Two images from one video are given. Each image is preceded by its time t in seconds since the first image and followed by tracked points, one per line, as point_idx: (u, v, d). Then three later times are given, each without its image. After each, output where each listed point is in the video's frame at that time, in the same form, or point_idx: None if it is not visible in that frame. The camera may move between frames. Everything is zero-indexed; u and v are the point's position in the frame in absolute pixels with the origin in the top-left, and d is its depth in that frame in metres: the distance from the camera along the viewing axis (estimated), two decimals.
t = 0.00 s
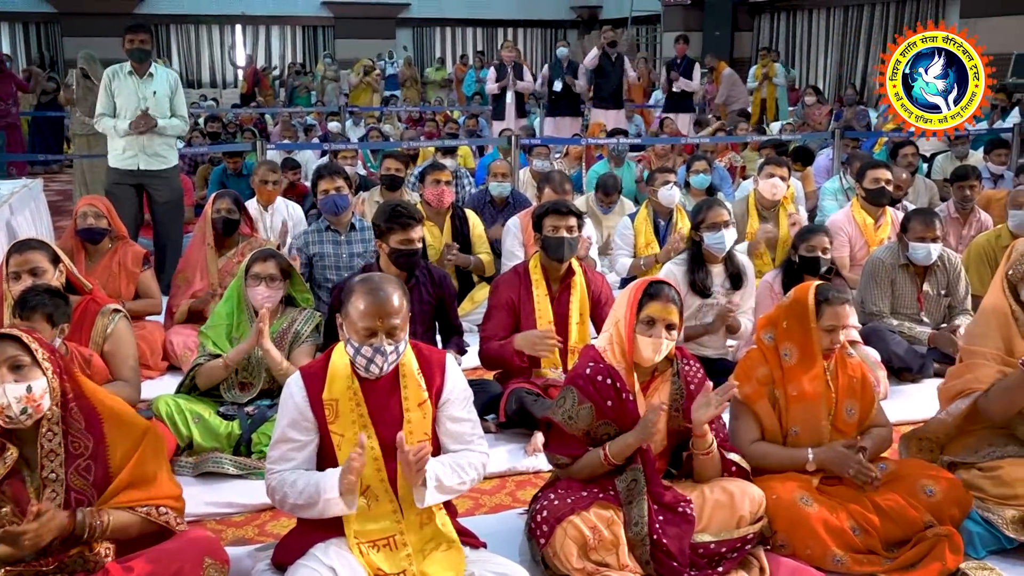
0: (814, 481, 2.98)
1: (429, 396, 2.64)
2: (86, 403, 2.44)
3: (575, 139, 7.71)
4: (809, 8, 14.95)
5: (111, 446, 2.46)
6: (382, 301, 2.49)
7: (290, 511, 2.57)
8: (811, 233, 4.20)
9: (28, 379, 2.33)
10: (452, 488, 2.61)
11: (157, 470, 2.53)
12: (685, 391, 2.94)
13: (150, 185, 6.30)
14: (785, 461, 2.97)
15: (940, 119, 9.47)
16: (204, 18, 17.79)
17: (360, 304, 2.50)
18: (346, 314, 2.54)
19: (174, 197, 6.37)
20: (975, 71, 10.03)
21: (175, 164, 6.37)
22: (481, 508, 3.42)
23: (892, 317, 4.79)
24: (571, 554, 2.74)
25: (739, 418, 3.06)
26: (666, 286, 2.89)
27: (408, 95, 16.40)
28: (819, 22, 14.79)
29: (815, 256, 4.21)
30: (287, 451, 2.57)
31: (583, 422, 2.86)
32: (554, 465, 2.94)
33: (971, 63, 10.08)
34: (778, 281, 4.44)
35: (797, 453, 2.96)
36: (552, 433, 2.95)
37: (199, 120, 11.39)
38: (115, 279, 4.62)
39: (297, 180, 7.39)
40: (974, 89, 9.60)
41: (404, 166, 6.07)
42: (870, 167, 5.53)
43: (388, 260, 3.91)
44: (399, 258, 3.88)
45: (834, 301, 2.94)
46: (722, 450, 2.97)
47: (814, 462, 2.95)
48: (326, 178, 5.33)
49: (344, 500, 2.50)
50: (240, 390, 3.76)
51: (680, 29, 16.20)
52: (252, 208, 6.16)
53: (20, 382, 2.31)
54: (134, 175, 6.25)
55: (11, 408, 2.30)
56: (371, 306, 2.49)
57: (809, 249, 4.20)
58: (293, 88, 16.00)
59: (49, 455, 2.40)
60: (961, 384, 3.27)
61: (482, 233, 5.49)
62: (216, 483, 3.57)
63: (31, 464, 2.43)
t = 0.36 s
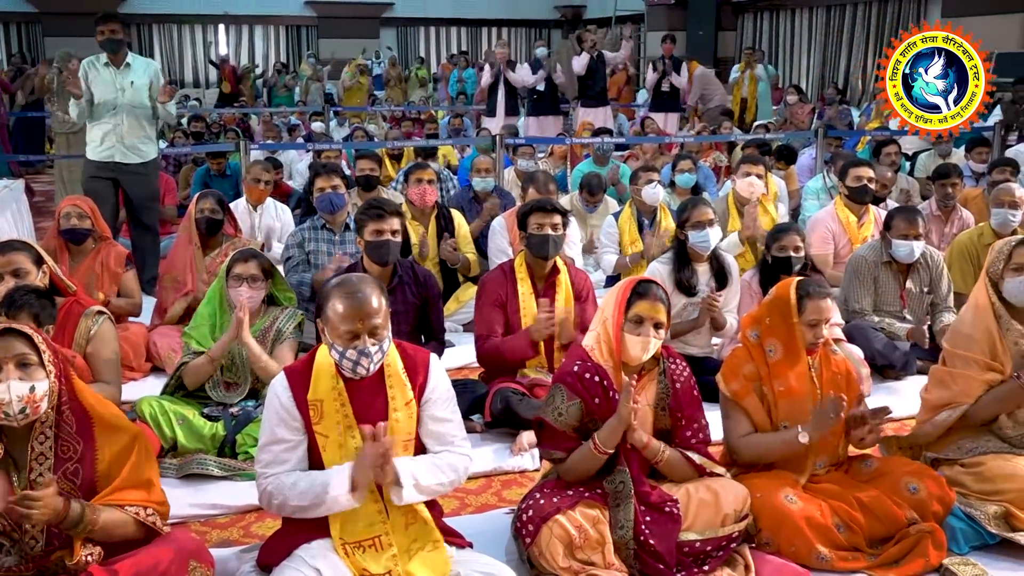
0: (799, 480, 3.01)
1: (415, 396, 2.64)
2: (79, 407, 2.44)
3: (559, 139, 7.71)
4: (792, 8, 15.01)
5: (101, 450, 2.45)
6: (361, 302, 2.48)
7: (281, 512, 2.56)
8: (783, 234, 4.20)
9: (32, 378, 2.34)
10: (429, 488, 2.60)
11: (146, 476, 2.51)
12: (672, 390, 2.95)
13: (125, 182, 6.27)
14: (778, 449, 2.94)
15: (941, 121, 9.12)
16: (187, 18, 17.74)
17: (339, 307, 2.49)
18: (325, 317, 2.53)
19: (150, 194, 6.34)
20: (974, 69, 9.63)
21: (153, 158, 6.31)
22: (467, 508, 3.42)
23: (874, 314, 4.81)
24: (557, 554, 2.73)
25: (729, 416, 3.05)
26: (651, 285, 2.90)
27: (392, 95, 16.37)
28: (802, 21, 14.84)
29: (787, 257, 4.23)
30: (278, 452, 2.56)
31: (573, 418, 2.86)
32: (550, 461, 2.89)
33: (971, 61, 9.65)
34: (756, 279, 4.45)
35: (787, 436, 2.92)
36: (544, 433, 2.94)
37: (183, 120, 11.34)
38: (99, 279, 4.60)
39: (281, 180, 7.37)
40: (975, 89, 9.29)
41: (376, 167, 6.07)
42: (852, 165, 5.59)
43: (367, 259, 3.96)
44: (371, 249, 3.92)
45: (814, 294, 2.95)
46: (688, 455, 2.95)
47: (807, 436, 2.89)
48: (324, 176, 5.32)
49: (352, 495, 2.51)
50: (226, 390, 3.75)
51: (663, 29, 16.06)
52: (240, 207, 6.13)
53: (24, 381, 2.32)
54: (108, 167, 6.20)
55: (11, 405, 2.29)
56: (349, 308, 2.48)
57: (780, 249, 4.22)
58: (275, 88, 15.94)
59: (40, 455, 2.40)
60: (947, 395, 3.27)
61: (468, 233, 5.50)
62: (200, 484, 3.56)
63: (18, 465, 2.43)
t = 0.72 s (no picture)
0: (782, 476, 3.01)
1: (398, 395, 2.62)
2: (106, 407, 2.46)
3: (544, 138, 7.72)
4: (775, 7, 15.08)
5: (123, 450, 2.46)
6: (329, 311, 2.44)
7: (271, 513, 2.56)
8: (758, 232, 4.24)
9: (80, 375, 2.36)
10: (409, 481, 2.57)
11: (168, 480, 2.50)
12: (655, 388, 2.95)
13: (91, 186, 6.27)
14: (755, 454, 2.98)
15: (940, 120, 9.15)
16: (169, 17, 17.67)
17: (307, 316, 2.45)
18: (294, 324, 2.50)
19: (117, 198, 6.35)
20: (976, 69, 9.72)
21: (118, 163, 6.30)
22: (453, 507, 3.42)
23: (858, 313, 4.82)
24: (543, 552, 2.74)
25: (712, 413, 3.08)
26: (630, 284, 2.90)
27: (376, 94, 16.34)
28: (786, 20, 14.93)
29: (764, 253, 4.26)
30: (266, 453, 2.55)
31: (555, 422, 2.87)
32: (528, 464, 2.94)
33: (972, 60, 9.81)
34: (734, 279, 4.54)
35: (770, 444, 2.97)
36: (525, 434, 2.96)
37: (166, 119, 11.27)
38: (81, 279, 4.57)
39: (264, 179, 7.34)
40: (976, 89, 9.23)
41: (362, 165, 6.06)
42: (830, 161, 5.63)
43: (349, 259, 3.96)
44: (351, 248, 3.93)
45: (799, 294, 2.96)
46: (687, 448, 2.97)
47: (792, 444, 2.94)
48: (303, 176, 5.24)
49: (346, 479, 2.49)
50: (207, 390, 3.73)
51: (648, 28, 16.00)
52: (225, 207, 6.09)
53: (75, 377, 2.35)
54: (71, 177, 6.21)
55: (63, 400, 2.32)
56: (318, 316, 2.44)
57: (757, 246, 4.26)
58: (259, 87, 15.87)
59: (65, 449, 2.41)
60: (925, 391, 3.32)
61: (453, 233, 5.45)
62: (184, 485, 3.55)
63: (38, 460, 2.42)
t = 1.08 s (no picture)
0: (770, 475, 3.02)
1: (383, 395, 2.61)
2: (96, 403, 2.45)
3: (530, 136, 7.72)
4: (760, 6, 15.11)
5: (114, 446, 2.47)
6: (308, 313, 2.42)
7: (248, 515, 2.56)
8: (753, 230, 4.26)
9: (77, 381, 2.33)
10: (409, 490, 2.58)
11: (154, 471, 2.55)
12: (643, 387, 2.95)
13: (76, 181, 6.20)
14: (755, 458, 2.98)
15: (941, 121, 8.87)
16: (154, 15, 17.57)
17: (286, 318, 2.44)
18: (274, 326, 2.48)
19: (103, 192, 6.27)
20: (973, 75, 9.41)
21: (102, 154, 6.23)
22: (440, 506, 3.42)
23: (844, 310, 4.85)
24: (531, 551, 2.74)
25: (706, 412, 3.08)
26: (624, 284, 2.89)
27: (362, 93, 16.29)
28: (771, 20, 14.97)
29: (758, 253, 4.27)
30: (246, 455, 2.55)
31: (541, 419, 2.86)
32: (513, 462, 2.95)
33: (969, 64, 9.52)
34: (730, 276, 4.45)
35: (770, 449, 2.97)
36: (512, 432, 2.95)
37: (151, 119, 11.21)
38: (66, 279, 4.55)
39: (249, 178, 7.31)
40: (974, 90, 8.96)
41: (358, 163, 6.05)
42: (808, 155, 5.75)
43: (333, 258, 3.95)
44: (335, 247, 3.91)
45: (788, 295, 2.95)
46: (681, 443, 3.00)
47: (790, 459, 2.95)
48: (277, 176, 5.31)
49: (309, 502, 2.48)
50: (197, 391, 3.73)
51: (633, 27, 16.06)
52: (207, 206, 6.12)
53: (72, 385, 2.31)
54: (54, 168, 6.17)
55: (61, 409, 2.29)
56: (297, 318, 2.42)
57: (751, 245, 4.27)
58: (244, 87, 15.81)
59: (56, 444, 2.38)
60: (922, 375, 3.29)
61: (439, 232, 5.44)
62: (169, 485, 3.54)
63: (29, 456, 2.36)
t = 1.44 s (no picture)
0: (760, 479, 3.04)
1: (370, 398, 2.61)
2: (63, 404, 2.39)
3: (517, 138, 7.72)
4: (747, 8, 15.14)
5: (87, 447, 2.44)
6: (291, 313, 2.41)
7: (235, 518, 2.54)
8: (752, 231, 4.12)
9: (42, 408, 2.30)
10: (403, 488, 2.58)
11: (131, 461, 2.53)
12: (630, 388, 2.96)
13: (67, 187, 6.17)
14: (743, 472, 3.00)
15: (938, 121, 8.77)
16: (139, 17, 17.48)
17: (270, 319, 2.43)
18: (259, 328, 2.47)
19: (105, 198, 6.26)
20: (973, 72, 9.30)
21: (107, 162, 6.25)
22: (427, 509, 3.42)
23: (830, 311, 4.87)
24: (518, 553, 2.74)
25: (700, 425, 3.07)
26: (612, 287, 2.88)
27: (349, 95, 16.26)
28: (757, 21, 15.00)
29: (755, 254, 4.13)
30: (233, 459, 2.54)
31: (532, 421, 2.87)
32: (505, 464, 2.94)
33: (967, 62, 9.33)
34: (722, 277, 4.41)
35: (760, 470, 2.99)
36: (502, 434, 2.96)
37: (136, 122, 11.14)
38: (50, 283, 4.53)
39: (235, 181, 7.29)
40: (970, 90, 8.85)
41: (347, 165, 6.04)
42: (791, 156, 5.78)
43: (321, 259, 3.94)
44: (323, 247, 3.91)
45: (790, 313, 2.93)
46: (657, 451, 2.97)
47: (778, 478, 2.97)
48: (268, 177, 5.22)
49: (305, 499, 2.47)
50: (182, 393, 3.69)
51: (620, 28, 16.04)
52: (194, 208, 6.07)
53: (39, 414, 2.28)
54: (58, 177, 6.12)
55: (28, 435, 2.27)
56: (280, 319, 2.41)
57: (749, 246, 4.13)
58: (230, 89, 15.74)
59: (21, 450, 2.34)
60: (906, 384, 3.33)
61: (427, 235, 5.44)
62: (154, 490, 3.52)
63: None
